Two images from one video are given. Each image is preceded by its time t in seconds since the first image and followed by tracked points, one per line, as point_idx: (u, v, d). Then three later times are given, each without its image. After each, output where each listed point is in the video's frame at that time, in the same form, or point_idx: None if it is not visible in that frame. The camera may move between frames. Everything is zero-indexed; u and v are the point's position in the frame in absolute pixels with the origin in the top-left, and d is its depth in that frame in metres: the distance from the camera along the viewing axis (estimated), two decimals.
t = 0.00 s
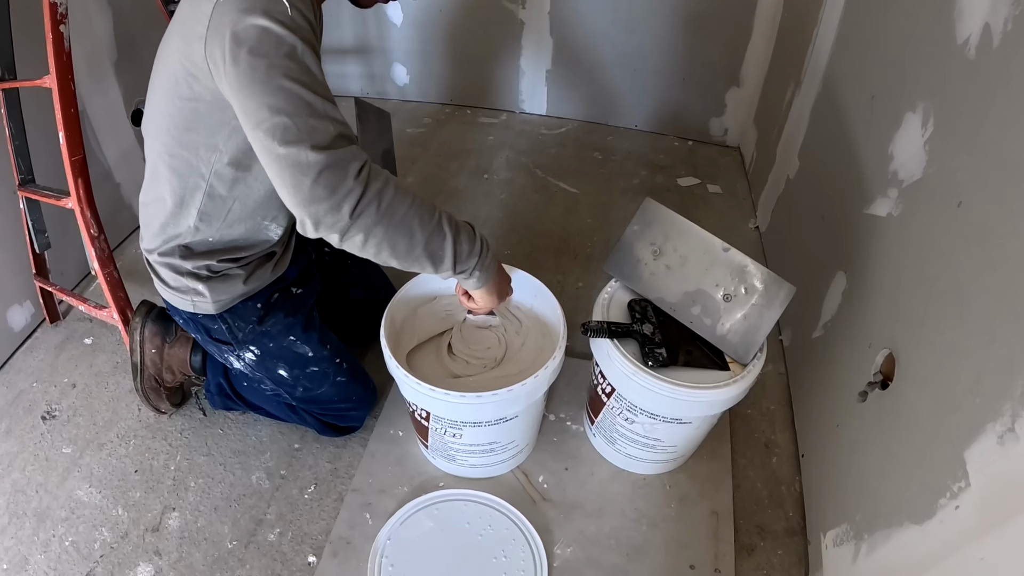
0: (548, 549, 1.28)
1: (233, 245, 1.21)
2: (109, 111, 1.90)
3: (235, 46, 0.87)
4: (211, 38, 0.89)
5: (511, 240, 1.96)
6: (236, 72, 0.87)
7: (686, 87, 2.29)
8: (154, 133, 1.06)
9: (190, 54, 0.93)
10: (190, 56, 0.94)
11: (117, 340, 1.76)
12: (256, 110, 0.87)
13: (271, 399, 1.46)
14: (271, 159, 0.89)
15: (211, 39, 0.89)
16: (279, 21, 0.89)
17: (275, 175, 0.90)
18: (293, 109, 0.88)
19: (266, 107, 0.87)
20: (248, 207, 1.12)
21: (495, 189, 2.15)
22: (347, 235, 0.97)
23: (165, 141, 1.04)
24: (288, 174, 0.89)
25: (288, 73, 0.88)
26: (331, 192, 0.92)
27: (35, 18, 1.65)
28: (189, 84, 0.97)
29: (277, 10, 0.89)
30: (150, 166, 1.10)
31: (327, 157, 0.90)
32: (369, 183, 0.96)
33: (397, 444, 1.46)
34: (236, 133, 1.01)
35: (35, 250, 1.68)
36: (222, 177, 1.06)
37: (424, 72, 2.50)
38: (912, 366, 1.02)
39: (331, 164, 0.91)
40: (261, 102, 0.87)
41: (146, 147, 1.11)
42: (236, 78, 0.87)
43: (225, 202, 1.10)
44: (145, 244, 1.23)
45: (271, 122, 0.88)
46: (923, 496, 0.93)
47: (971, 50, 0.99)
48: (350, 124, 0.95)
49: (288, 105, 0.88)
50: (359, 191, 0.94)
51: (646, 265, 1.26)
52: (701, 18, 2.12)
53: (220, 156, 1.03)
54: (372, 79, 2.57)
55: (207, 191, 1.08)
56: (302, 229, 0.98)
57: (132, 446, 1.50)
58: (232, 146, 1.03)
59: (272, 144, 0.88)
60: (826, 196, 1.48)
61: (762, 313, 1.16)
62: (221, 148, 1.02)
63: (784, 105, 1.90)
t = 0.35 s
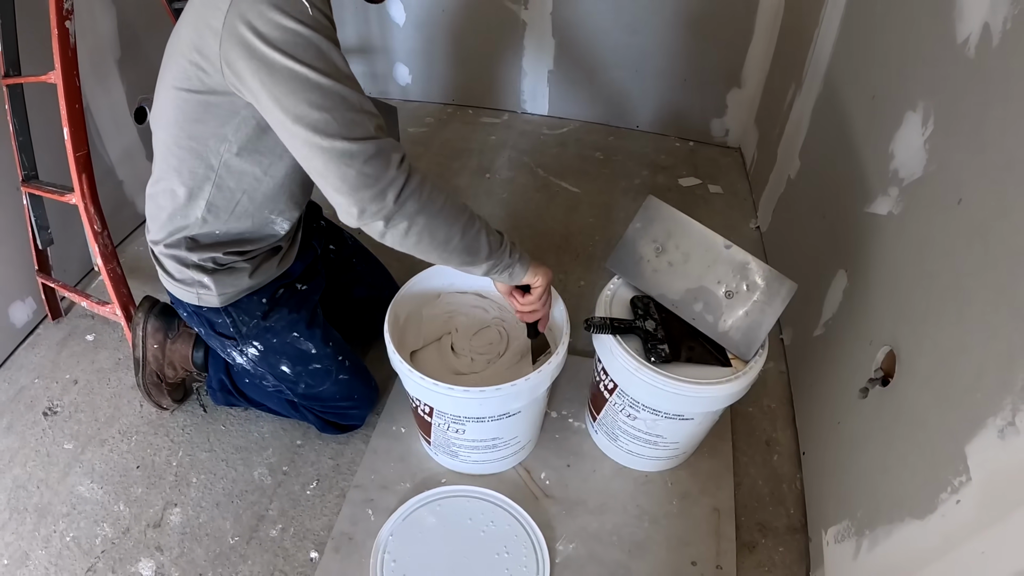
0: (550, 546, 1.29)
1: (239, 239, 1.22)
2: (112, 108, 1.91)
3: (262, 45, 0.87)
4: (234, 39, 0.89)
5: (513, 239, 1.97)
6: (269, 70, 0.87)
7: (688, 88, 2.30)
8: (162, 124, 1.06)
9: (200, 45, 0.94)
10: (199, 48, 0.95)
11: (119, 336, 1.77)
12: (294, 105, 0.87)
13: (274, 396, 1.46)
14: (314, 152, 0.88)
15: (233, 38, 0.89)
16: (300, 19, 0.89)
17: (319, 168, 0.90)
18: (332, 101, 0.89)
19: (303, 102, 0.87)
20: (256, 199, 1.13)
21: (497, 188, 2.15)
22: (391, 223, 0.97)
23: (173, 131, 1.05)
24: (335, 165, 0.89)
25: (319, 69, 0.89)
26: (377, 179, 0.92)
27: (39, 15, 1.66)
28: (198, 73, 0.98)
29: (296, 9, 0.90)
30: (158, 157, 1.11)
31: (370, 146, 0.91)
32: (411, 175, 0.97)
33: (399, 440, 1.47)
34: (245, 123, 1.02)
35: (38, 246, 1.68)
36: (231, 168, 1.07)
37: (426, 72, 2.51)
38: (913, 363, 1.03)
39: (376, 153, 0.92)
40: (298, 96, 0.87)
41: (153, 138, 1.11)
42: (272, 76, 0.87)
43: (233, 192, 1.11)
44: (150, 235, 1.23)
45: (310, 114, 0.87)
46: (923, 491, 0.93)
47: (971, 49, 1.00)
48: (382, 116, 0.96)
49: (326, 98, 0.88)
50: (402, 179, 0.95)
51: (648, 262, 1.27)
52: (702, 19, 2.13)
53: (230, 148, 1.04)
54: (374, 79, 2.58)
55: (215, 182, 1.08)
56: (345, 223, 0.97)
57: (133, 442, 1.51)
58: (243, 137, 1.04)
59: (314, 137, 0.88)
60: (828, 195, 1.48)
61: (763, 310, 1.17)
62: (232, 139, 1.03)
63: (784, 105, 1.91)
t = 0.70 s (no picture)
0: (549, 544, 1.31)
1: (243, 246, 1.24)
2: (118, 112, 1.94)
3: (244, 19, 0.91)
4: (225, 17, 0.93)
5: (513, 243, 2.00)
6: (247, 38, 0.90)
7: (687, 94, 2.33)
8: (169, 136, 1.09)
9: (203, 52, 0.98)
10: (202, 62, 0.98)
11: (125, 337, 1.80)
12: (261, 69, 0.89)
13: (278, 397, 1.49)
14: (271, 108, 0.90)
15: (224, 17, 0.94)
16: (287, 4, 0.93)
17: (272, 126, 0.90)
18: (301, 67, 0.91)
19: (273, 67, 0.89)
20: (254, 209, 1.16)
21: (498, 193, 2.18)
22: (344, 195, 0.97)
23: (179, 145, 1.08)
24: (290, 124, 0.90)
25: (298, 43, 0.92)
26: (332, 146, 0.94)
27: (48, 22, 1.70)
28: (199, 87, 1.01)
29: None
30: (165, 163, 1.14)
31: (330, 115, 0.93)
32: (363, 161, 0.99)
33: (401, 440, 1.50)
34: (242, 140, 1.05)
35: (45, 248, 1.71)
36: (235, 180, 1.10)
37: (428, 77, 2.54)
38: (902, 366, 1.06)
39: (333, 123, 0.94)
40: (268, 57, 0.89)
41: (160, 145, 1.14)
42: (246, 40, 0.90)
43: (230, 203, 1.14)
44: (158, 242, 1.26)
45: (276, 75, 0.89)
46: (912, 491, 0.96)
47: (961, 61, 1.03)
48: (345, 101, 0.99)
49: (296, 64, 0.91)
50: (356, 154, 0.97)
51: (646, 267, 1.29)
52: (701, 26, 2.17)
53: (225, 160, 1.07)
54: (376, 83, 2.61)
55: (212, 194, 1.11)
56: (288, 192, 0.97)
57: (140, 442, 1.54)
58: (241, 153, 1.07)
59: (274, 100, 0.89)
60: (822, 201, 1.51)
61: (757, 314, 1.20)
62: (228, 151, 1.05)
63: (782, 112, 1.94)
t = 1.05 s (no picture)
0: (548, 544, 1.34)
1: (254, 254, 1.28)
2: (123, 118, 1.97)
3: (270, 45, 0.93)
4: (248, 40, 0.96)
5: (513, 249, 2.02)
6: (276, 64, 0.93)
7: (685, 101, 2.36)
8: (182, 145, 1.13)
9: (223, 64, 1.01)
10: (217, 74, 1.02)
11: (129, 340, 1.82)
12: (294, 98, 0.92)
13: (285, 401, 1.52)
14: (303, 138, 0.92)
15: (248, 41, 0.96)
16: (311, 28, 0.96)
17: (303, 155, 0.93)
18: (330, 98, 0.94)
19: (305, 95, 0.92)
20: (268, 216, 1.18)
21: (499, 199, 2.21)
22: (371, 225, 0.98)
23: (193, 151, 1.11)
24: (320, 155, 0.92)
25: (323, 72, 0.94)
26: (360, 175, 0.96)
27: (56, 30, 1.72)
28: (217, 98, 1.04)
29: (305, 17, 0.96)
30: (179, 173, 1.16)
31: (358, 145, 0.95)
32: (391, 185, 1.00)
33: (404, 443, 1.52)
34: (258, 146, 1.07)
35: (51, 252, 1.74)
36: (248, 189, 1.12)
37: (429, 83, 2.57)
38: (893, 371, 1.08)
39: (362, 154, 0.96)
40: (300, 88, 0.92)
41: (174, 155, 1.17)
42: (273, 71, 0.93)
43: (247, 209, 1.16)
44: (169, 249, 1.29)
45: (309, 106, 0.92)
46: (903, 492, 0.98)
47: (952, 72, 1.06)
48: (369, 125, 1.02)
49: (325, 95, 0.93)
50: (384, 183, 0.99)
51: (643, 274, 1.32)
52: (700, 34, 2.20)
53: (245, 166, 1.09)
54: (377, 89, 2.64)
55: (229, 199, 1.13)
56: (319, 220, 0.98)
57: (145, 444, 1.56)
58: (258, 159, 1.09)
59: (308, 128, 0.92)
60: (818, 209, 1.54)
61: (752, 320, 1.22)
62: (246, 157, 1.08)
63: (779, 119, 1.96)
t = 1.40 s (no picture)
0: (551, 545, 1.36)
1: (260, 260, 1.31)
2: (128, 124, 2.00)
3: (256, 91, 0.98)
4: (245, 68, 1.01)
5: (515, 254, 2.05)
6: (255, 110, 0.98)
7: (685, 107, 2.38)
8: (189, 155, 1.17)
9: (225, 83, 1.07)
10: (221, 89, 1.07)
11: (135, 344, 1.85)
12: (264, 153, 0.98)
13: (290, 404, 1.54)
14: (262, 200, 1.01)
15: (245, 72, 1.00)
16: (299, 72, 0.98)
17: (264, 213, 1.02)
18: (292, 163, 0.99)
19: (272, 154, 0.98)
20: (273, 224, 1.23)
21: (501, 205, 2.24)
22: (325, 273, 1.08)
23: (200, 160, 1.15)
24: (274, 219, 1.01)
25: (296, 126, 0.98)
26: (312, 239, 1.03)
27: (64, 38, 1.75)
28: (221, 112, 1.10)
29: (299, 60, 0.99)
30: (185, 183, 1.21)
31: (313, 212, 1.01)
32: (351, 237, 1.07)
33: (409, 446, 1.54)
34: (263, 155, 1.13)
35: (58, 257, 1.76)
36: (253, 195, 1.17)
37: (431, 89, 2.60)
38: (888, 374, 1.11)
39: (316, 220, 1.02)
40: (267, 148, 0.98)
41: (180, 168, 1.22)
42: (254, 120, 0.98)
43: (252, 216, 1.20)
44: (176, 255, 1.32)
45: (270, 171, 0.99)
46: (898, 493, 1.01)
47: (946, 82, 1.08)
48: (343, 173, 1.06)
49: (289, 158, 0.98)
50: (341, 240, 1.06)
51: (643, 280, 1.34)
52: (699, 41, 2.22)
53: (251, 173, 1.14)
54: (380, 96, 2.67)
55: (235, 205, 1.18)
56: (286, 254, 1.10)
57: (153, 447, 1.58)
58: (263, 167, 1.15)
59: (269, 189, 0.99)
60: (816, 214, 1.56)
61: (750, 325, 1.25)
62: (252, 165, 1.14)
63: (778, 125, 1.99)
